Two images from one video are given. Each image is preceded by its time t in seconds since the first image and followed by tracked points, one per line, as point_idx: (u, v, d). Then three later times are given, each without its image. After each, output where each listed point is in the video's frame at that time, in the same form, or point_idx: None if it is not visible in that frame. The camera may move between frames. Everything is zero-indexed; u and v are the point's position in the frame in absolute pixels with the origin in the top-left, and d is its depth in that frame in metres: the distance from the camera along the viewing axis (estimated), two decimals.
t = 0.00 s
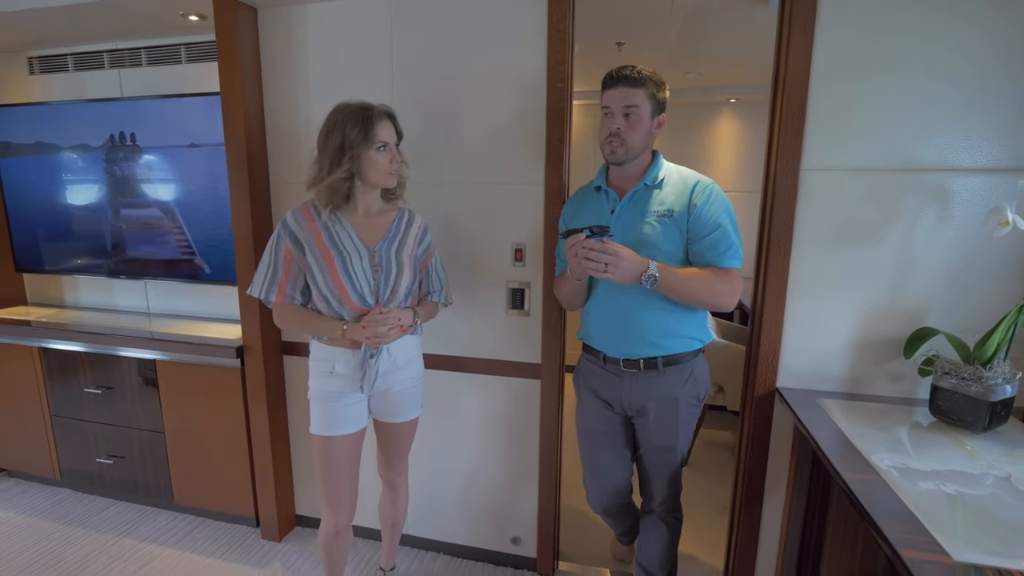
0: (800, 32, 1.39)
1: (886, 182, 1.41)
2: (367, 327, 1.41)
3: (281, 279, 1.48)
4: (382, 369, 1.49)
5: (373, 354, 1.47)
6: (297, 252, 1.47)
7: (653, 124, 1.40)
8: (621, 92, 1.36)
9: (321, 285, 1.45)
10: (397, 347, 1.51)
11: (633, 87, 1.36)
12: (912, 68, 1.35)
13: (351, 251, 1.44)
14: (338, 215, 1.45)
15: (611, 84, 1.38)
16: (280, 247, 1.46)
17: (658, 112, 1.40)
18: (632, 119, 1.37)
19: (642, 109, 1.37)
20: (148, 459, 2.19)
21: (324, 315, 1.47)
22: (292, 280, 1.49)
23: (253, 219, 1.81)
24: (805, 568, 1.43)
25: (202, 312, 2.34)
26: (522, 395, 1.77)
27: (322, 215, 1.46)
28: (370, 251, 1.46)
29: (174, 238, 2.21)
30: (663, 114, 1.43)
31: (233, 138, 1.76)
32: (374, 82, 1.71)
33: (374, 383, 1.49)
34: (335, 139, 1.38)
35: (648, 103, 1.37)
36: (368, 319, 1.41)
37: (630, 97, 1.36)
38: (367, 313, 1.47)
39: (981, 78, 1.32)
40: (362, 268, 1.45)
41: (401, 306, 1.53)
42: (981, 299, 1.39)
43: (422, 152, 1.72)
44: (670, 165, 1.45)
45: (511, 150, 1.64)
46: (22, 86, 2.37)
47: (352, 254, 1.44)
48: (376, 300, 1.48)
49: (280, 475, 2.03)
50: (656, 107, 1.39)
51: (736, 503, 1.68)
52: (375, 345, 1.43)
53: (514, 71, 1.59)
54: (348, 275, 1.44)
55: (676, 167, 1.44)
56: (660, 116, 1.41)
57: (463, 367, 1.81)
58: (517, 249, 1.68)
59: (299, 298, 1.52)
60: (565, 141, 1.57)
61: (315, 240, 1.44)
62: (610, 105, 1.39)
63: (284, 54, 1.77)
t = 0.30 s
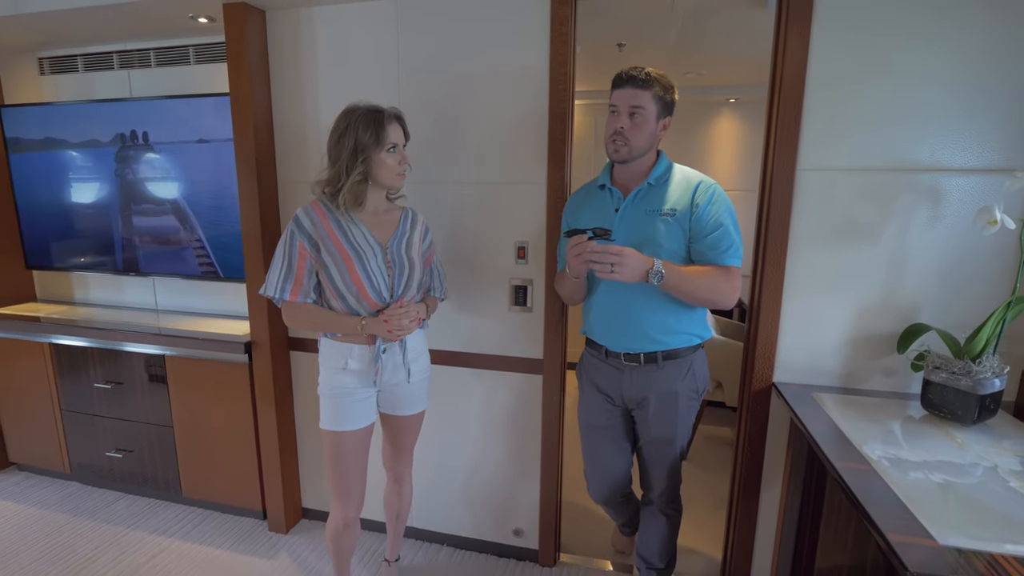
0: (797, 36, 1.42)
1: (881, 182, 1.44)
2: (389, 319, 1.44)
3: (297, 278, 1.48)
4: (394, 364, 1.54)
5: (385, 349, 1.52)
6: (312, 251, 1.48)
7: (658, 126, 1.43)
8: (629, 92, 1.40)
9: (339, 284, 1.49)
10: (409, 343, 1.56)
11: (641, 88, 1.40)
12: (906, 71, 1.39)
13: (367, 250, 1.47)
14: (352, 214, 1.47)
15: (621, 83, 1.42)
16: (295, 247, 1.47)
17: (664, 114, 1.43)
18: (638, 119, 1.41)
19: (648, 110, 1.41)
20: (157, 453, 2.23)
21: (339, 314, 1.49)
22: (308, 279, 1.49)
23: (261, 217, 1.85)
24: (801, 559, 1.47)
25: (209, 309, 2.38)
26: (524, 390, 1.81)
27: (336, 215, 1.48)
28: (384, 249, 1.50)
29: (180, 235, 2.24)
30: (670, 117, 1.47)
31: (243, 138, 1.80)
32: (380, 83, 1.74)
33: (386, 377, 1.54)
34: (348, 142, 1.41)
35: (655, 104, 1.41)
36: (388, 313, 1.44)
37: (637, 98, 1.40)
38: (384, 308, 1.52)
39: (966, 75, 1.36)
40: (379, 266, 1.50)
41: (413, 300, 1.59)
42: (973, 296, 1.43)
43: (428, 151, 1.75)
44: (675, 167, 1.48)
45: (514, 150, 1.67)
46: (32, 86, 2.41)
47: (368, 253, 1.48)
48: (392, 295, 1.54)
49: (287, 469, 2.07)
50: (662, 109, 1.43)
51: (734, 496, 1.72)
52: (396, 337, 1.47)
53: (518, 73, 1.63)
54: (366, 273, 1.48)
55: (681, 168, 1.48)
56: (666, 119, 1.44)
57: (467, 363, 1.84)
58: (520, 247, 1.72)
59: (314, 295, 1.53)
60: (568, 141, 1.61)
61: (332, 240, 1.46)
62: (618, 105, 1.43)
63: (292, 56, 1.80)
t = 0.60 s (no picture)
0: (793, 37, 1.45)
1: (875, 182, 1.47)
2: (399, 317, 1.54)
3: (300, 270, 1.53)
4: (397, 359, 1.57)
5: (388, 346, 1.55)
6: (318, 248, 1.51)
7: (657, 128, 1.46)
8: (629, 95, 1.43)
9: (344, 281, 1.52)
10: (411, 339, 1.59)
11: (640, 90, 1.42)
12: (900, 72, 1.41)
13: (372, 249, 1.51)
14: (358, 212, 1.51)
15: (621, 86, 1.45)
16: (301, 242, 1.51)
17: (663, 116, 1.46)
18: (637, 121, 1.44)
19: (647, 112, 1.43)
20: (163, 448, 2.26)
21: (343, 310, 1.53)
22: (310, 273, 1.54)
23: (266, 215, 1.87)
24: (796, 551, 1.49)
25: (213, 306, 2.42)
26: (525, 386, 1.84)
27: (343, 213, 1.50)
28: (388, 248, 1.53)
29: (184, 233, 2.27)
30: (668, 119, 1.50)
31: (248, 138, 1.82)
32: (384, 83, 1.77)
33: (390, 373, 1.56)
34: (349, 142, 1.44)
35: (654, 106, 1.43)
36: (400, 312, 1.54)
37: (636, 100, 1.42)
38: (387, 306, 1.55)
39: (961, 77, 1.38)
40: (383, 265, 1.53)
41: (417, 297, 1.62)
42: (965, 293, 1.46)
43: (430, 151, 1.78)
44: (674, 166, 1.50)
45: (515, 149, 1.70)
46: (38, 85, 2.44)
47: (373, 252, 1.51)
48: (395, 294, 1.57)
49: (291, 463, 2.11)
50: (662, 112, 1.45)
51: (731, 490, 1.75)
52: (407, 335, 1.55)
53: (519, 73, 1.65)
54: (370, 271, 1.51)
55: (680, 168, 1.50)
56: (664, 121, 1.47)
57: (468, 359, 1.88)
58: (521, 244, 1.75)
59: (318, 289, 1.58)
60: (568, 141, 1.64)
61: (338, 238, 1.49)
62: (618, 106, 1.45)
63: (296, 56, 1.83)
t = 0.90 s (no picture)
0: (793, 38, 1.46)
1: (873, 182, 1.49)
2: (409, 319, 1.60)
3: (303, 257, 1.57)
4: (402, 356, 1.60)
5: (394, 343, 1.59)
6: (325, 243, 1.53)
7: (649, 128, 1.47)
8: (617, 98, 1.45)
9: (351, 278, 1.52)
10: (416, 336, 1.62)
11: (629, 93, 1.44)
12: (898, 73, 1.43)
13: (379, 246, 1.52)
14: (365, 211, 1.52)
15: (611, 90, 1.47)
16: (306, 233, 1.53)
17: (655, 116, 1.46)
18: (625, 124, 1.46)
19: (635, 114, 1.45)
20: (166, 445, 2.28)
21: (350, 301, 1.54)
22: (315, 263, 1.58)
23: (270, 214, 1.89)
24: (794, 548, 1.51)
25: (217, 304, 2.43)
26: (525, 384, 1.85)
27: (349, 210, 1.52)
28: (394, 246, 1.55)
29: (187, 232, 2.29)
30: (665, 119, 1.50)
31: (251, 138, 1.84)
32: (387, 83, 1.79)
33: (394, 369, 1.59)
34: (357, 143, 1.46)
35: (643, 108, 1.44)
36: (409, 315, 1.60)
37: (624, 103, 1.44)
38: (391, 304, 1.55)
39: (960, 77, 1.40)
40: (389, 262, 1.54)
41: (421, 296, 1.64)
42: (961, 292, 1.47)
43: (432, 150, 1.80)
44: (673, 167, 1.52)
45: (517, 149, 1.72)
46: (43, 85, 2.46)
47: (379, 249, 1.52)
48: (401, 292, 1.58)
49: (293, 460, 2.12)
50: (654, 112, 1.46)
51: (730, 488, 1.76)
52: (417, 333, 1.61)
53: (520, 74, 1.67)
54: (377, 268, 1.52)
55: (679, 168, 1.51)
56: (657, 120, 1.47)
57: (469, 357, 1.89)
58: (522, 244, 1.77)
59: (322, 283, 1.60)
60: (569, 141, 1.66)
61: (345, 234, 1.51)
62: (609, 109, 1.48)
63: (300, 57, 1.85)
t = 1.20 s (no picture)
0: (792, 38, 1.46)
1: (871, 182, 1.49)
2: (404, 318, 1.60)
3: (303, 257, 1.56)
4: (399, 356, 1.59)
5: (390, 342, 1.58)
6: (323, 242, 1.53)
7: (643, 130, 1.47)
8: (611, 100, 1.46)
9: (348, 276, 1.53)
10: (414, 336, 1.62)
11: (623, 95, 1.44)
12: (897, 73, 1.43)
13: (377, 246, 1.53)
14: (365, 211, 1.51)
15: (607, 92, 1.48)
16: (306, 232, 1.53)
17: (650, 118, 1.46)
18: (618, 126, 1.46)
19: (629, 117, 1.45)
20: (166, 445, 2.28)
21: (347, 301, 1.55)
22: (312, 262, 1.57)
23: (269, 214, 1.89)
24: (792, 548, 1.51)
25: (216, 304, 2.43)
26: (524, 383, 1.86)
27: (349, 210, 1.52)
28: (393, 247, 1.56)
29: (187, 231, 2.29)
30: (661, 122, 1.50)
31: (251, 138, 1.84)
32: (386, 83, 1.79)
33: (392, 368, 1.59)
34: (361, 144, 1.46)
35: (637, 111, 1.44)
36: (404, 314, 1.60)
37: (617, 106, 1.45)
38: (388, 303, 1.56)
39: (959, 78, 1.40)
40: (387, 263, 1.55)
41: (418, 295, 1.65)
42: (959, 292, 1.48)
43: (431, 150, 1.80)
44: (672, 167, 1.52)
45: (516, 149, 1.72)
46: (43, 84, 2.46)
47: (378, 250, 1.53)
48: (397, 292, 1.59)
49: (293, 460, 2.13)
50: (648, 114, 1.46)
51: (729, 489, 1.76)
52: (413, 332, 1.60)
53: (520, 74, 1.67)
54: (374, 268, 1.53)
55: (678, 168, 1.52)
56: (653, 123, 1.47)
57: (467, 357, 1.89)
58: (521, 244, 1.77)
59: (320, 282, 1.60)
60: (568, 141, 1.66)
61: (344, 233, 1.51)
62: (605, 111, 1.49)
63: (299, 57, 1.85)
